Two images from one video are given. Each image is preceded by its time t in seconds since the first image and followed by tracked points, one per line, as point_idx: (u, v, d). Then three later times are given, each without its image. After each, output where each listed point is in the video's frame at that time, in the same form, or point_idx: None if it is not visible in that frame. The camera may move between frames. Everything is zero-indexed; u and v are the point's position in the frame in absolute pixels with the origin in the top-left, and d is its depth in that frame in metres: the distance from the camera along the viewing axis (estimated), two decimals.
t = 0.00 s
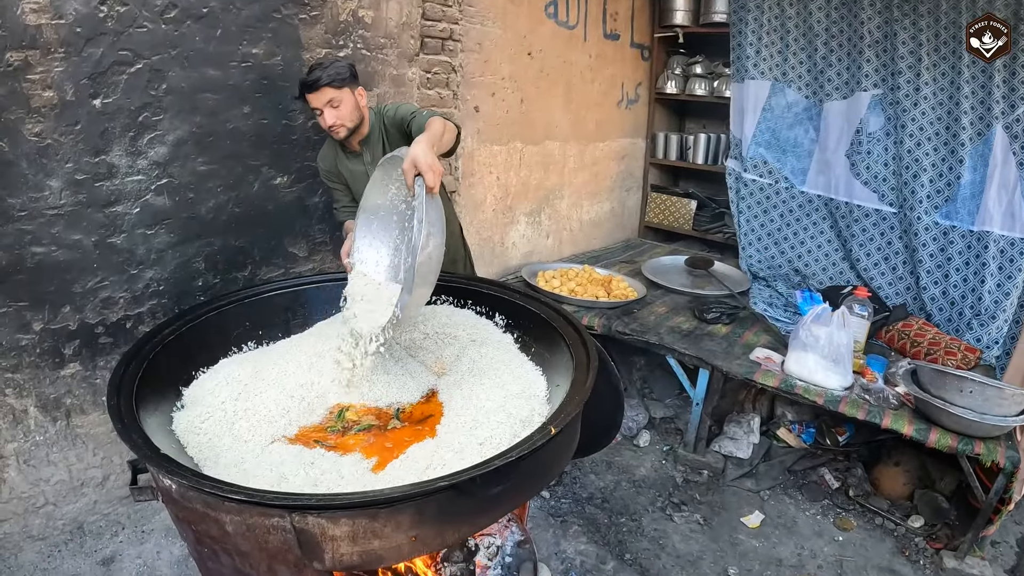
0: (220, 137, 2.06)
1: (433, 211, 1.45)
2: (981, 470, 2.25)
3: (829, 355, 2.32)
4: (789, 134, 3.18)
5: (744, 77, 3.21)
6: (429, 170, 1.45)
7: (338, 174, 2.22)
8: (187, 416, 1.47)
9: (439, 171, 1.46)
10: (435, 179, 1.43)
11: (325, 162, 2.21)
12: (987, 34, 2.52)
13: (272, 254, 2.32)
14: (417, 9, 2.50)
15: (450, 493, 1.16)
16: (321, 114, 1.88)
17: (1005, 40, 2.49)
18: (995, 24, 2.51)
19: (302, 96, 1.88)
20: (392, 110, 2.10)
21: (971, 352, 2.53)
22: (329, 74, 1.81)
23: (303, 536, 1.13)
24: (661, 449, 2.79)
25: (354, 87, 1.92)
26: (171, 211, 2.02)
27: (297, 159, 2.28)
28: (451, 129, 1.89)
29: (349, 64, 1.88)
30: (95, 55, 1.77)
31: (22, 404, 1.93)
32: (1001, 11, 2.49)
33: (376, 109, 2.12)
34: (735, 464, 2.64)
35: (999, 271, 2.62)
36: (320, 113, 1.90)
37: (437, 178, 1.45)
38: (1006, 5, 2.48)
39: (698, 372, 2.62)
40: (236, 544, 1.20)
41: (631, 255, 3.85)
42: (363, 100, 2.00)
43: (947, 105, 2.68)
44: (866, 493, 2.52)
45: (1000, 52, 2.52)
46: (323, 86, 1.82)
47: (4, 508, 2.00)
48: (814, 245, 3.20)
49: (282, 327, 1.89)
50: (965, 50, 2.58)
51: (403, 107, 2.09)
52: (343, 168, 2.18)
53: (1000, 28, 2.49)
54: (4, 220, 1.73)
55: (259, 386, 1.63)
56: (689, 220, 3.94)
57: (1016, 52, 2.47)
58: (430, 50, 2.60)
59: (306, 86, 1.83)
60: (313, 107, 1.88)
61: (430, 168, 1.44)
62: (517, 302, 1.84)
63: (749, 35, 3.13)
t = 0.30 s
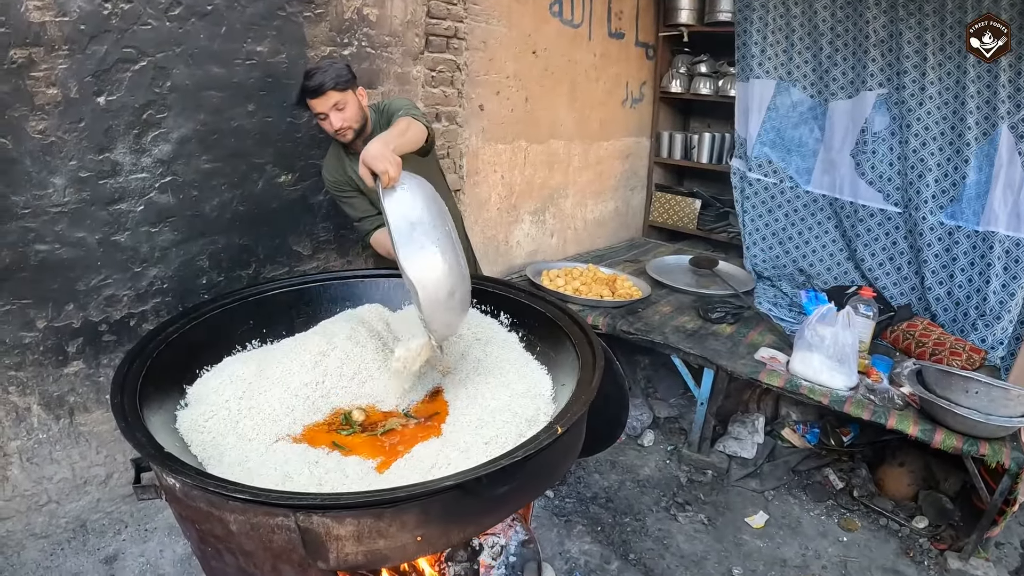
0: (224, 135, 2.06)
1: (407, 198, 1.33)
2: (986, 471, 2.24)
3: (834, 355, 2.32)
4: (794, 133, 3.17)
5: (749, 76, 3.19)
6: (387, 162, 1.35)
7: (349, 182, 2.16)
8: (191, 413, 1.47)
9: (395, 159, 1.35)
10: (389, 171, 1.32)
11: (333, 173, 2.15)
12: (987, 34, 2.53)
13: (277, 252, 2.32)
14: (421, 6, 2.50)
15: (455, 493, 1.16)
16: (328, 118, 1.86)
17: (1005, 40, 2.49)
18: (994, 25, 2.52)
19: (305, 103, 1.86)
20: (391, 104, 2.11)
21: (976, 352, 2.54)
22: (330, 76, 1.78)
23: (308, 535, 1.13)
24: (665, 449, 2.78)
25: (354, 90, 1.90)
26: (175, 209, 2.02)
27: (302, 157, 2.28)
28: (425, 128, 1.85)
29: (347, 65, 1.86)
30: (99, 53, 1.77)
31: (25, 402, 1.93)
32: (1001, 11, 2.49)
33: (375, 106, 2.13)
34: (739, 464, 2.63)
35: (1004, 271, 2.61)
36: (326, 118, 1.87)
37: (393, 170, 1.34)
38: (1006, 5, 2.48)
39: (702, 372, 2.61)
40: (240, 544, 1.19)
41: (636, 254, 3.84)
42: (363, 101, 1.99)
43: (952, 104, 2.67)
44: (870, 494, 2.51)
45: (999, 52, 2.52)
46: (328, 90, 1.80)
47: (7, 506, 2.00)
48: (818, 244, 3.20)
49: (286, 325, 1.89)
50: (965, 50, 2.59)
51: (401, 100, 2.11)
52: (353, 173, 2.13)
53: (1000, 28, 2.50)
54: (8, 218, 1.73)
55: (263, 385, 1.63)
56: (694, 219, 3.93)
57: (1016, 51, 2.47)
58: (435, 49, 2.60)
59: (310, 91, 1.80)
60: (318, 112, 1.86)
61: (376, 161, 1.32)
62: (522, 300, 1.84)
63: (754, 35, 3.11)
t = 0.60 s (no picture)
0: (232, 130, 2.06)
1: (389, 158, 1.34)
2: (994, 472, 2.23)
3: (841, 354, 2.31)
4: (802, 131, 3.16)
5: (758, 74, 3.20)
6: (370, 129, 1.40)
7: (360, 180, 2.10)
8: (198, 409, 1.47)
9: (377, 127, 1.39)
10: (366, 134, 1.36)
11: (343, 171, 2.10)
12: (987, 34, 2.53)
13: (285, 247, 2.32)
14: (430, 2, 2.49)
15: (461, 489, 1.16)
16: (340, 114, 1.70)
17: (1005, 40, 2.49)
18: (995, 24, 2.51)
19: (314, 100, 1.70)
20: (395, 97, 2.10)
21: (984, 353, 2.53)
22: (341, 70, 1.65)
23: (314, 531, 1.13)
24: (672, 448, 2.77)
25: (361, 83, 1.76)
26: (182, 204, 2.02)
27: (310, 153, 2.28)
28: (435, 108, 1.75)
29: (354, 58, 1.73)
30: (107, 47, 1.77)
31: (32, 396, 1.93)
32: (1000, 11, 2.49)
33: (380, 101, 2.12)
34: (746, 463, 2.63)
35: (1014, 271, 2.59)
36: (337, 114, 1.72)
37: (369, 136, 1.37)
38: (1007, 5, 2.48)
39: (710, 370, 2.61)
40: (246, 539, 1.19)
41: (643, 252, 3.83)
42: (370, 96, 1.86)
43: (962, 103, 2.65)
44: (876, 495, 2.49)
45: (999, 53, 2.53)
46: (340, 86, 1.66)
47: (14, 499, 2.01)
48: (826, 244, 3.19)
49: (294, 320, 1.89)
50: (965, 50, 2.59)
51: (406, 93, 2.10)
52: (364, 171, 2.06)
53: (1000, 28, 2.50)
54: (16, 212, 1.73)
55: (270, 379, 1.63)
56: (702, 217, 3.93)
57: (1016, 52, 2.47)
58: (443, 45, 2.60)
59: (319, 87, 1.65)
60: (328, 108, 1.70)
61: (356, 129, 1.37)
62: (531, 297, 1.84)
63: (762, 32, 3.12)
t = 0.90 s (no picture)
0: (239, 127, 2.06)
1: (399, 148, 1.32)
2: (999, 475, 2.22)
3: (848, 355, 2.30)
4: (810, 131, 3.16)
5: (765, 73, 3.19)
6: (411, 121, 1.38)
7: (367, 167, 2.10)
8: (202, 405, 1.47)
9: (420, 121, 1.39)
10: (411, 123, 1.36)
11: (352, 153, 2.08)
12: (987, 34, 2.52)
13: (291, 244, 2.32)
14: None
15: (465, 486, 1.15)
16: (359, 97, 1.74)
17: (1005, 40, 2.49)
18: (995, 24, 2.51)
19: (332, 84, 1.73)
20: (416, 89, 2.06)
21: (990, 355, 2.52)
22: (361, 55, 1.68)
23: (318, 527, 1.13)
24: (677, 447, 2.77)
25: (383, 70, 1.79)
26: (189, 200, 2.02)
27: (318, 150, 2.29)
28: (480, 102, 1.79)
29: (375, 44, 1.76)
30: (114, 44, 1.77)
31: (38, 390, 1.94)
32: (999, 10, 2.48)
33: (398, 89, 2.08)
34: (751, 463, 2.62)
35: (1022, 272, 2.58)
36: (356, 98, 1.75)
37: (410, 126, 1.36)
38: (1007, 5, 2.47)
39: (715, 369, 2.60)
40: (250, 535, 1.19)
41: (649, 250, 3.83)
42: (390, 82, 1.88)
43: (969, 103, 2.64)
44: (881, 496, 2.49)
45: (1000, 53, 2.52)
46: (361, 69, 1.69)
47: (19, 493, 2.02)
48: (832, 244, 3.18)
49: (300, 317, 1.89)
50: (965, 50, 2.59)
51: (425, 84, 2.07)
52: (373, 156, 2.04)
53: (1000, 28, 2.49)
54: (23, 207, 1.73)
55: (276, 375, 1.63)
56: (708, 216, 3.92)
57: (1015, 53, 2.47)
58: (450, 42, 2.60)
59: (341, 69, 1.68)
60: (348, 91, 1.73)
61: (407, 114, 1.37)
62: (536, 295, 1.84)
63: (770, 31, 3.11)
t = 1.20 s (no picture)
0: (242, 126, 2.07)
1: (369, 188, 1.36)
2: (1001, 475, 2.22)
3: (849, 356, 2.30)
4: (812, 131, 3.16)
5: (768, 73, 3.20)
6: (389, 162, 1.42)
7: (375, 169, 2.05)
8: (205, 403, 1.48)
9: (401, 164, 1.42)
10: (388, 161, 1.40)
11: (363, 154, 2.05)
12: (987, 34, 2.53)
13: (293, 243, 2.32)
14: None
15: (467, 485, 1.15)
16: (366, 98, 1.75)
17: (1005, 40, 2.50)
18: (995, 23, 2.51)
19: (340, 84, 1.74)
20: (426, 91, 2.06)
21: (992, 355, 2.52)
22: (370, 56, 1.69)
23: (319, 525, 1.13)
24: (679, 446, 2.77)
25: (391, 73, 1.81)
26: (192, 199, 2.02)
27: (320, 149, 2.29)
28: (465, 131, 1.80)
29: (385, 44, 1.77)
30: (117, 43, 1.77)
31: (40, 388, 1.94)
32: (1000, 11, 2.49)
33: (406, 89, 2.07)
34: (752, 463, 2.62)
35: None
36: (363, 99, 1.76)
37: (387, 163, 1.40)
38: (1008, 6, 2.48)
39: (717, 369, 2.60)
40: (252, 533, 1.20)
41: (651, 250, 3.83)
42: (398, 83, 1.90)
43: (972, 103, 2.63)
44: (883, 496, 2.49)
45: (1000, 53, 2.52)
46: (369, 70, 1.70)
47: (21, 491, 2.02)
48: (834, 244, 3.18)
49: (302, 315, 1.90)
50: (965, 50, 2.60)
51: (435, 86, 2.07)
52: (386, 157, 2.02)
53: (1000, 28, 2.50)
54: (26, 206, 1.74)
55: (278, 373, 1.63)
56: (710, 216, 3.92)
57: (1016, 52, 2.48)
58: (452, 41, 2.61)
59: (350, 70, 1.70)
60: (355, 91, 1.74)
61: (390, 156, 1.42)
62: (539, 294, 1.84)
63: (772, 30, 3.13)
